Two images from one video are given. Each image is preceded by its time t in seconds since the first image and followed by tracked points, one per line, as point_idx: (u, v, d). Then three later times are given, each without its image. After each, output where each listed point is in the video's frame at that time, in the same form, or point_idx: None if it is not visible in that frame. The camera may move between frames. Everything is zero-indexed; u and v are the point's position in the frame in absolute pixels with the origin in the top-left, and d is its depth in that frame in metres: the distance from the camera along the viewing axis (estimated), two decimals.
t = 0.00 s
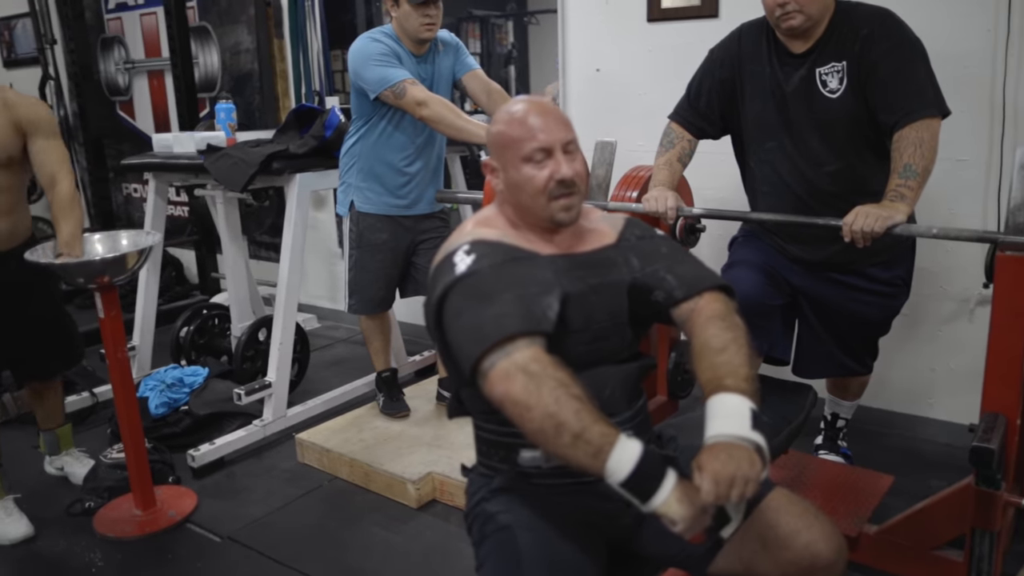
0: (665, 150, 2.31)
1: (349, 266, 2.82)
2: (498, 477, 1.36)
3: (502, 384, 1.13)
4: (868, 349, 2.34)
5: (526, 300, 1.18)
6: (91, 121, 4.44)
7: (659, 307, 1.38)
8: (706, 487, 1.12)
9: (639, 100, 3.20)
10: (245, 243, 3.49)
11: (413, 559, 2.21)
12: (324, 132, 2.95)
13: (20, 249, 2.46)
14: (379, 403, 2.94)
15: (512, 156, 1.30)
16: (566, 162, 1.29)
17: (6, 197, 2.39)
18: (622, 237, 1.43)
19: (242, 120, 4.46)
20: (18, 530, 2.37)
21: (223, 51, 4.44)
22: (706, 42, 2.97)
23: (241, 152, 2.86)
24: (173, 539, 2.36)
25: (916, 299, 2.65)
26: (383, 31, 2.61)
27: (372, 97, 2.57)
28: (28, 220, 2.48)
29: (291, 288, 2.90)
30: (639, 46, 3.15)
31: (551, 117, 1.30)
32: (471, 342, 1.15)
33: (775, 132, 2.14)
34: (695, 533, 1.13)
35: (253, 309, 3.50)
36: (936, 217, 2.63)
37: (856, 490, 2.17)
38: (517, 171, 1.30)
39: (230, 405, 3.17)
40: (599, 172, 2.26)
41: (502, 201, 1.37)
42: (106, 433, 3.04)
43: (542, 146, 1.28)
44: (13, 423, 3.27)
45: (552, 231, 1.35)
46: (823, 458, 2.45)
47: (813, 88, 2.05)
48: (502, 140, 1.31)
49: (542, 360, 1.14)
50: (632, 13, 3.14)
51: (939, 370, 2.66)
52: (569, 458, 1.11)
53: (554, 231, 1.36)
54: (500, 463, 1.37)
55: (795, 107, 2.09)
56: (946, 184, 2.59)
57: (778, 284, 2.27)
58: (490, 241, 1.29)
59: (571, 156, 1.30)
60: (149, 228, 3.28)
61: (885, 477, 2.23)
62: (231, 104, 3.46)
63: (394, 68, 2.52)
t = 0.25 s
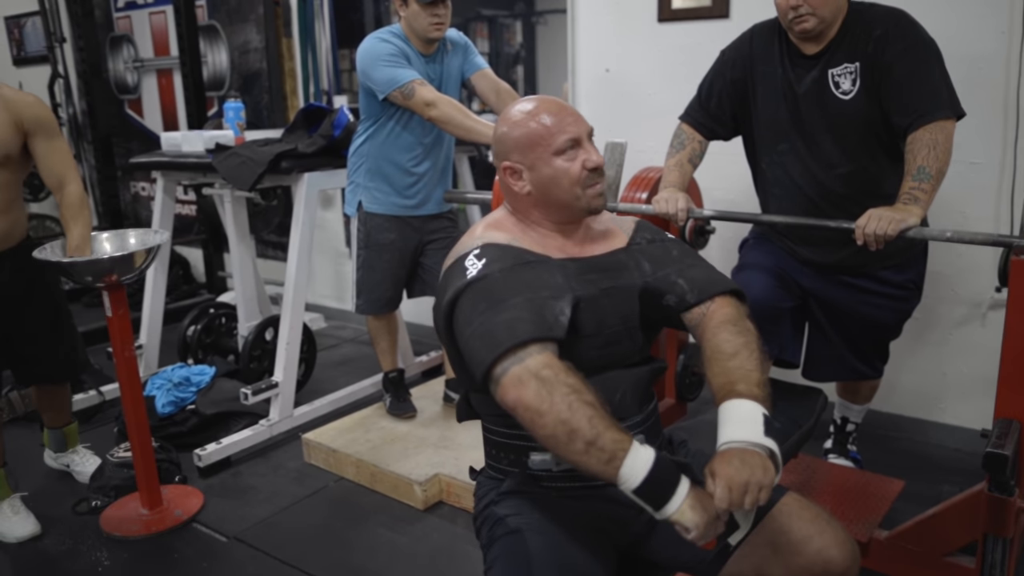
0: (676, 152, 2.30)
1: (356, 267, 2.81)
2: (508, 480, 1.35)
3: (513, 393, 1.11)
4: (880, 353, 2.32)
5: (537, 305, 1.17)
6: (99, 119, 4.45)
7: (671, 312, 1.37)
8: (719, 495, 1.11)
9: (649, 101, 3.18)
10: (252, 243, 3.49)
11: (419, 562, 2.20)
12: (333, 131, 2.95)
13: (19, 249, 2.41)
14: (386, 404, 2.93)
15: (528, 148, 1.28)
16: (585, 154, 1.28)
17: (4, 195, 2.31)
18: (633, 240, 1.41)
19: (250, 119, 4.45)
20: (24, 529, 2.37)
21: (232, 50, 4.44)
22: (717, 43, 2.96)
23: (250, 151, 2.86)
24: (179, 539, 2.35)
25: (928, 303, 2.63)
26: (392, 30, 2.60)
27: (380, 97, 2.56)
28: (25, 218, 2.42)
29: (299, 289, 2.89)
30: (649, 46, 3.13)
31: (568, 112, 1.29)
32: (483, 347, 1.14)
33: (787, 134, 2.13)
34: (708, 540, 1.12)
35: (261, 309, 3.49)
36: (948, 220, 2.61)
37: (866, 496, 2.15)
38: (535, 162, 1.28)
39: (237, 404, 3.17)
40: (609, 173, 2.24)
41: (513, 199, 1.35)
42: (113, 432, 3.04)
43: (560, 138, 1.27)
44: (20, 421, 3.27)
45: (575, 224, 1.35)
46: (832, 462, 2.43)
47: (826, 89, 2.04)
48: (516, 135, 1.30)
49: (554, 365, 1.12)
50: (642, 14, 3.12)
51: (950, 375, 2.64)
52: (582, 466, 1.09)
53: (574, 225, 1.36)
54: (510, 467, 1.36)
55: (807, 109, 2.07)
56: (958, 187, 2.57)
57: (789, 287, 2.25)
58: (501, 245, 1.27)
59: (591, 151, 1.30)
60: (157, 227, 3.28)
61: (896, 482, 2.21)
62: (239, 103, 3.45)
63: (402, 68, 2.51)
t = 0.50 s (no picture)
0: (680, 155, 2.29)
1: (359, 268, 2.80)
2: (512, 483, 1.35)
3: (520, 400, 1.10)
4: (884, 358, 2.31)
5: (544, 312, 1.17)
6: (101, 118, 4.44)
7: (676, 317, 1.36)
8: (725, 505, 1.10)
9: (653, 103, 3.18)
10: (254, 243, 3.48)
11: (420, 564, 2.19)
12: (336, 132, 2.93)
13: (17, 250, 2.40)
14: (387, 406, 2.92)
15: (541, 147, 1.28)
16: (596, 152, 1.28)
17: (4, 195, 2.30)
18: (638, 245, 1.40)
19: (252, 119, 4.44)
20: (24, 530, 2.36)
21: (234, 50, 4.43)
22: (721, 46, 2.95)
23: (252, 151, 2.85)
24: (179, 541, 2.34)
25: (932, 307, 2.62)
26: (394, 31, 2.59)
27: (383, 98, 2.55)
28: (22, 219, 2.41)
29: (300, 291, 2.88)
30: (653, 48, 3.12)
31: (578, 111, 1.29)
32: (489, 353, 1.12)
33: (793, 137, 2.12)
34: (714, 550, 1.10)
35: (262, 309, 3.48)
36: (953, 225, 2.60)
37: (869, 501, 2.14)
38: (548, 160, 1.27)
39: (238, 405, 3.16)
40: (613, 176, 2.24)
41: (521, 200, 1.34)
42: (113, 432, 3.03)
43: (571, 135, 1.27)
44: (20, 420, 3.26)
45: (574, 226, 1.33)
46: (835, 467, 2.42)
47: (832, 93, 2.03)
48: (527, 135, 1.29)
49: (561, 374, 1.11)
50: (646, 16, 3.11)
51: (954, 379, 2.63)
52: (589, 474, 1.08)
53: (574, 227, 1.34)
54: (513, 470, 1.35)
55: (813, 112, 2.06)
56: (964, 192, 2.56)
57: (793, 291, 2.24)
58: (506, 250, 1.26)
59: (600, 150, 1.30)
60: (158, 227, 3.27)
61: (900, 488, 2.20)
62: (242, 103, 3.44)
63: (406, 69, 2.50)
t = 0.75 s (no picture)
0: (678, 157, 2.28)
1: (354, 269, 2.79)
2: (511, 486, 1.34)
3: (520, 402, 1.09)
4: (880, 362, 2.31)
5: (545, 315, 1.16)
6: (94, 117, 4.40)
7: (677, 322, 1.35)
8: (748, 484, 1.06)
9: (650, 106, 3.17)
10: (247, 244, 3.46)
11: (414, 568, 2.17)
12: (331, 133, 2.93)
13: (12, 249, 2.39)
14: (381, 408, 2.90)
15: (546, 142, 1.28)
16: (602, 153, 1.28)
17: None
18: (638, 250, 1.39)
19: (246, 119, 4.42)
20: (14, 532, 2.33)
21: (229, 49, 4.40)
22: (718, 49, 2.95)
23: (247, 151, 2.83)
24: (171, 544, 2.32)
25: (927, 312, 2.62)
26: (390, 31, 2.58)
27: (380, 99, 2.54)
28: (15, 217, 2.39)
29: (295, 291, 2.87)
30: (650, 51, 3.12)
31: (585, 111, 1.30)
32: (488, 356, 1.12)
33: (791, 141, 2.12)
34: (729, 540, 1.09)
35: (255, 310, 3.46)
36: (948, 230, 2.60)
37: (865, 505, 2.14)
38: (553, 156, 1.27)
39: (231, 407, 3.14)
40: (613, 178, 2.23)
41: (523, 200, 1.34)
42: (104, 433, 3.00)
43: (577, 133, 1.27)
44: (10, 421, 3.23)
45: (573, 227, 1.32)
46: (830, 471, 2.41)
47: (831, 97, 2.03)
48: (533, 131, 1.29)
49: (561, 375, 1.11)
50: (643, 19, 3.11)
51: (948, 384, 2.63)
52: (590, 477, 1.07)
53: (574, 230, 1.33)
54: (512, 475, 1.35)
55: (811, 116, 2.06)
56: (959, 197, 2.56)
57: (790, 295, 2.24)
58: (506, 253, 1.26)
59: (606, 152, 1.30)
60: (151, 227, 3.24)
61: (896, 492, 2.20)
62: (236, 103, 3.42)
63: (402, 70, 2.50)
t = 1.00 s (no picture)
0: (667, 159, 2.28)
1: (340, 270, 2.77)
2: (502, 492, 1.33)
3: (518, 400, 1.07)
4: (866, 364, 2.32)
5: (543, 312, 1.15)
6: (76, 115, 4.35)
7: (677, 323, 1.34)
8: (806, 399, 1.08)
9: (638, 107, 3.18)
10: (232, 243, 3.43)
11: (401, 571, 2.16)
12: (318, 132, 2.91)
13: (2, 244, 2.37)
14: (367, 410, 2.88)
15: (553, 140, 1.26)
16: (609, 152, 1.27)
17: None
18: (639, 250, 1.39)
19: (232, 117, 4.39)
20: None
21: (214, 47, 4.36)
22: (706, 51, 2.96)
23: (233, 150, 2.80)
24: (154, 547, 2.29)
25: (913, 314, 2.64)
26: (378, 31, 2.56)
27: (367, 99, 2.53)
28: None
29: (280, 291, 2.85)
30: (638, 52, 3.12)
31: (591, 109, 1.28)
32: (486, 352, 1.11)
33: (780, 144, 2.12)
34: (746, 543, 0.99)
35: (240, 311, 3.43)
36: (934, 233, 2.62)
37: (851, 506, 2.15)
38: (559, 154, 1.26)
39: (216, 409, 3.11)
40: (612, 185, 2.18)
41: (525, 197, 1.33)
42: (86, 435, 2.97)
43: (584, 132, 1.26)
44: None
45: (579, 227, 1.32)
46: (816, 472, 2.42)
47: (819, 100, 2.04)
48: (539, 127, 1.28)
49: (557, 370, 1.09)
50: (632, 20, 3.11)
51: (933, 385, 2.65)
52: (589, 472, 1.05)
53: (579, 230, 1.33)
54: (502, 479, 1.34)
55: (800, 119, 2.07)
56: (945, 201, 2.58)
57: (778, 296, 2.25)
58: (505, 248, 1.25)
59: (612, 151, 1.29)
60: (135, 226, 3.21)
61: (881, 493, 2.21)
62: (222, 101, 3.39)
63: (390, 70, 2.48)
